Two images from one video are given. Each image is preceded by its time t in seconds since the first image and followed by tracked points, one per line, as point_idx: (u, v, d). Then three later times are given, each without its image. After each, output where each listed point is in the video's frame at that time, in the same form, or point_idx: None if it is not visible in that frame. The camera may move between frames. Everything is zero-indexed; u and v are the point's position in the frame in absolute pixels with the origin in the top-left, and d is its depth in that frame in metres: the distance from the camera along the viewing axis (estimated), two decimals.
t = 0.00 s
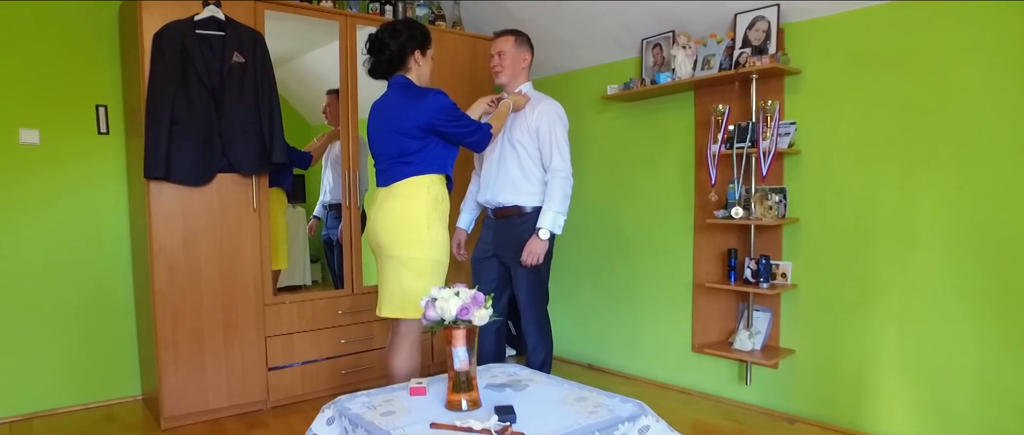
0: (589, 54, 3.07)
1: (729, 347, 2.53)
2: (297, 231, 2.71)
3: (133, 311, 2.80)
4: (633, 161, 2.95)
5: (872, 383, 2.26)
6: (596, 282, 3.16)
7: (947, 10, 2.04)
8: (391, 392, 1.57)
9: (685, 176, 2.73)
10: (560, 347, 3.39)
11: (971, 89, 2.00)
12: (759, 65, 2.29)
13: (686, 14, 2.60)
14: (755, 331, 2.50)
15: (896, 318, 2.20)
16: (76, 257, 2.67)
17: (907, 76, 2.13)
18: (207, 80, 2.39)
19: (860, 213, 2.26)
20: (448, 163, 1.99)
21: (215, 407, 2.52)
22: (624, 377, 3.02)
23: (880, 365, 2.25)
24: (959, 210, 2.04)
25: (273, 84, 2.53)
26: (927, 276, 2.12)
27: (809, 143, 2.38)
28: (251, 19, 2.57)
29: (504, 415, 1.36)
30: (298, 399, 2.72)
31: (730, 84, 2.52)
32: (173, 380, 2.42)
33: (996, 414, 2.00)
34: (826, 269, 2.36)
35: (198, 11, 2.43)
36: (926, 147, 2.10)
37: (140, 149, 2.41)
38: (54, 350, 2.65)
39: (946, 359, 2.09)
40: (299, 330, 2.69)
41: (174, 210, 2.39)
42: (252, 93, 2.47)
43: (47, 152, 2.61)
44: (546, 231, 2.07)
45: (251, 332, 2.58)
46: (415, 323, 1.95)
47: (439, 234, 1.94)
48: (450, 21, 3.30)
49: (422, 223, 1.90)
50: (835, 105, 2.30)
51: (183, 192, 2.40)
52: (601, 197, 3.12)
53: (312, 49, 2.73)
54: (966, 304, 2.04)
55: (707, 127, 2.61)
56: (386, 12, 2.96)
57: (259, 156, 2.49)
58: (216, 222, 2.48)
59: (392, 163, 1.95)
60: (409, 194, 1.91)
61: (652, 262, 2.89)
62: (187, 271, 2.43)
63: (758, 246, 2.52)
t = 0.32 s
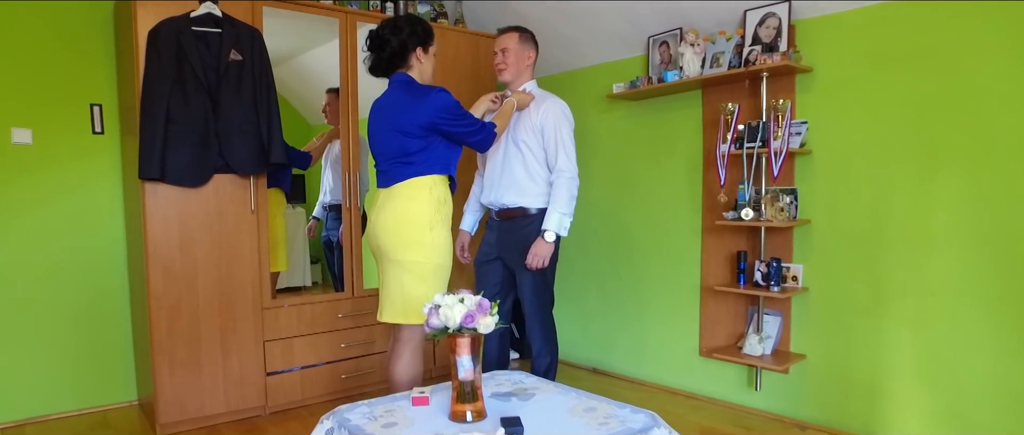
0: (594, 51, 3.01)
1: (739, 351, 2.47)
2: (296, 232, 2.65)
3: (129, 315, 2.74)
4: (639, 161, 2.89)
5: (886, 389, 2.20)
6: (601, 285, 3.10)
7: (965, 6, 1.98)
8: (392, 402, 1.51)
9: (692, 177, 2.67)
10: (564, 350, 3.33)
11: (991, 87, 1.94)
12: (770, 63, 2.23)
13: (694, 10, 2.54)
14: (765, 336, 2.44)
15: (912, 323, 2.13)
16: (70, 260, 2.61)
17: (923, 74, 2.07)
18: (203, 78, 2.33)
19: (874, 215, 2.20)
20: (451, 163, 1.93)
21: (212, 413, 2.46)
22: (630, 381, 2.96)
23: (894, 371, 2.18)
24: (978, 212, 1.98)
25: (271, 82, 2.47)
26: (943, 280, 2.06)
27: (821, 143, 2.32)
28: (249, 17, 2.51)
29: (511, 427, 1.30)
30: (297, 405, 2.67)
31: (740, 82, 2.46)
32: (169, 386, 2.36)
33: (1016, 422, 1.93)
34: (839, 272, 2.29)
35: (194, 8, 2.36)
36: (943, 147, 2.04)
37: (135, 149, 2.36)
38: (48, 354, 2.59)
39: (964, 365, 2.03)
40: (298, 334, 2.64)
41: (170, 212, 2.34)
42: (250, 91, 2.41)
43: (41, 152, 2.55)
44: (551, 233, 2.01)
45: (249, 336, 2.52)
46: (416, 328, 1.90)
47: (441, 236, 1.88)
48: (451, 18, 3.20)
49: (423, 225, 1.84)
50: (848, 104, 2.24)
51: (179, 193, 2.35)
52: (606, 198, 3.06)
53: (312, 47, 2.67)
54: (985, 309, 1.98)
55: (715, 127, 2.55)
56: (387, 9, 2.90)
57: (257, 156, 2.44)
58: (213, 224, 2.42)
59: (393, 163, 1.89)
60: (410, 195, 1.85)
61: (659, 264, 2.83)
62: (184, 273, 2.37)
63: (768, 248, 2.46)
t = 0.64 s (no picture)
0: (598, 49, 2.94)
1: (747, 358, 2.40)
2: (293, 235, 2.59)
3: (121, 319, 2.68)
4: (644, 162, 2.82)
5: (900, 398, 2.13)
6: (605, 288, 3.04)
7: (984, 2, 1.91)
8: (390, 415, 1.45)
9: (699, 178, 2.61)
10: (567, 354, 3.26)
11: (1011, 86, 1.87)
12: (781, 61, 2.16)
13: (701, 7, 2.47)
14: (775, 342, 2.37)
15: (927, 330, 2.07)
16: (61, 263, 2.55)
17: (940, 73, 2.00)
18: (197, 77, 2.26)
19: (888, 218, 2.13)
20: (452, 164, 1.87)
21: (206, 421, 2.40)
22: (635, 387, 2.90)
23: (909, 379, 2.11)
24: (997, 215, 1.91)
25: (267, 81, 2.40)
26: (961, 286, 1.99)
27: (833, 144, 2.25)
28: (243, 13, 2.44)
29: None
30: (294, 411, 2.60)
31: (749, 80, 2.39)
32: (162, 394, 2.30)
33: None
34: (851, 277, 2.23)
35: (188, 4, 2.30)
36: (960, 149, 1.97)
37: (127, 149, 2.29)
38: (38, 360, 2.52)
39: (982, 374, 1.96)
40: (295, 340, 2.57)
41: (162, 214, 2.27)
42: (244, 90, 2.34)
43: (31, 152, 2.48)
44: (554, 237, 1.94)
45: (244, 342, 2.46)
46: (416, 336, 1.83)
47: (441, 241, 1.81)
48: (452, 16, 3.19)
49: (423, 229, 1.78)
50: (861, 103, 2.17)
51: (172, 195, 2.28)
52: (610, 199, 3.00)
53: (309, 45, 2.60)
54: (1004, 316, 1.91)
55: (723, 127, 2.49)
56: (386, 7, 2.83)
57: (252, 157, 2.37)
58: (207, 227, 2.36)
59: (392, 165, 1.82)
60: (409, 198, 1.78)
61: (664, 267, 2.77)
62: (177, 277, 2.31)
63: (777, 252, 2.40)
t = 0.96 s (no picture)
0: (600, 48, 2.86)
1: (755, 367, 2.32)
2: (290, 238, 2.52)
3: (111, 326, 2.61)
4: (648, 164, 2.74)
5: (915, 410, 2.05)
6: (608, 293, 2.96)
7: None
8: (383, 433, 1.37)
9: (704, 181, 2.53)
10: (569, 361, 3.18)
11: None
12: (791, 61, 2.08)
13: (708, 4, 2.39)
14: (784, 351, 2.29)
15: (944, 339, 1.99)
16: (49, 268, 2.48)
17: (958, 72, 1.92)
18: (186, 77, 2.18)
19: (902, 223, 2.05)
20: (449, 169, 1.79)
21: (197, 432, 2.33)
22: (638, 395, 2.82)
23: (924, 390, 2.03)
24: (1018, 221, 1.83)
25: (259, 80, 2.33)
26: (978, 294, 1.91)
27: (844, 146, 2.17)
28: (235, 11, 2.36)
29: None
30: (288, 421, 2.53)
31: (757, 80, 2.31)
32: (150, 404, 2.23)
33: None
34: (863, 284, 2.15)
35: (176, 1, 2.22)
36: (979, 152, 1.89)
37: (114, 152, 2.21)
38: (24, 368, 2.45)
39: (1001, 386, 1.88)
40: (289, 348, 2.50)
41: (151, 219, 2.20)
42: (236, 91, 2.26)
43: (16, 155, 2.41)
44: (555, 243, 1.87)
45: (236, 350, 2.38)
46: (412, 347, 1.76)
47: (439, 248, 1.74)
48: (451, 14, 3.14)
49: (419, 237, 1.70)
50: (874, 104, 2.09)
51: (161, 200, 2.21)
52: (613, 202, 2.92)
53: (304, 45, 2.52)
54: None
55: (730, 128, 2.41)
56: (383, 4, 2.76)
57: (244, 160, 2.30)
58: (197, 232, 2.29)
59: (387, 169, 1.75)
60: (405, 204, 1.71)
61: (669, 272, 2.69)
62: (166, 284, 2.24)
63: (786, 257, 2.32)
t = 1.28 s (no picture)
0: (601, 49, 2.78)
1: (763, 380, 2.24)
2: (285, 243, 2.44)
3: (95, 336, 2.52)
4: (651, 168, 2.66)
5: (931, 427, 1.97)
6: (610, 301, 2.87)
7: None
8: None
9: (710, 186, 2.45)
10: (570, 370, 3.10)
11: None
12: (801, 62, 1.99)
13: (714, 3, 2.30)
14: (793, 364, 2.20)
15: (961, 354, 1.90)
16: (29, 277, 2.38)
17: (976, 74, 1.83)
18: (171, 79, 2.10)
19: (918, 231, 1.96)
20: (444, 176, 1.70)
21: None
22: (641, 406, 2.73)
23: (941, 406, 1.95)
24: None
25: (248, 82, 2.24)
26: (999, 307, 1.82)
27: (856, 151, 2.08)
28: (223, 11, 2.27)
29: None
30: None
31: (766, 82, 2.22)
32: (134, 419, 2.14)
33: None
34: (877, 294, 2.06)
35: None
36: (999, 157, 1.80)
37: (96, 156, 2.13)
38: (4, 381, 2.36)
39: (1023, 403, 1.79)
40: (279, 360, 2.41)
41: (135, 227, 2.11)
42: (223, 93, 2.18)
43: None
44: (556, 253, 1.78)
45: (224, 362, 2.30)
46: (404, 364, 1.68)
47: (432, 260, 1.65)
48: (448, 14, 3.06)
49: (412, 248, 1.62)
50: (888, 107, 2.00)
51: (145, 206, 2.12)
52: (614, 207, 2.83)
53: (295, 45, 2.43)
54: None
55: (737, 132, 2.32)
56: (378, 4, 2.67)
57: (231, 165, 2.21)
58: (183, 240, 2.20)
59: (377, 176, 1.66)
60: (396, 213, 1.62)
61: (673, 280, 2.61)
62: (150, 294, 2.15)
63: (795, 266, 2.23)
